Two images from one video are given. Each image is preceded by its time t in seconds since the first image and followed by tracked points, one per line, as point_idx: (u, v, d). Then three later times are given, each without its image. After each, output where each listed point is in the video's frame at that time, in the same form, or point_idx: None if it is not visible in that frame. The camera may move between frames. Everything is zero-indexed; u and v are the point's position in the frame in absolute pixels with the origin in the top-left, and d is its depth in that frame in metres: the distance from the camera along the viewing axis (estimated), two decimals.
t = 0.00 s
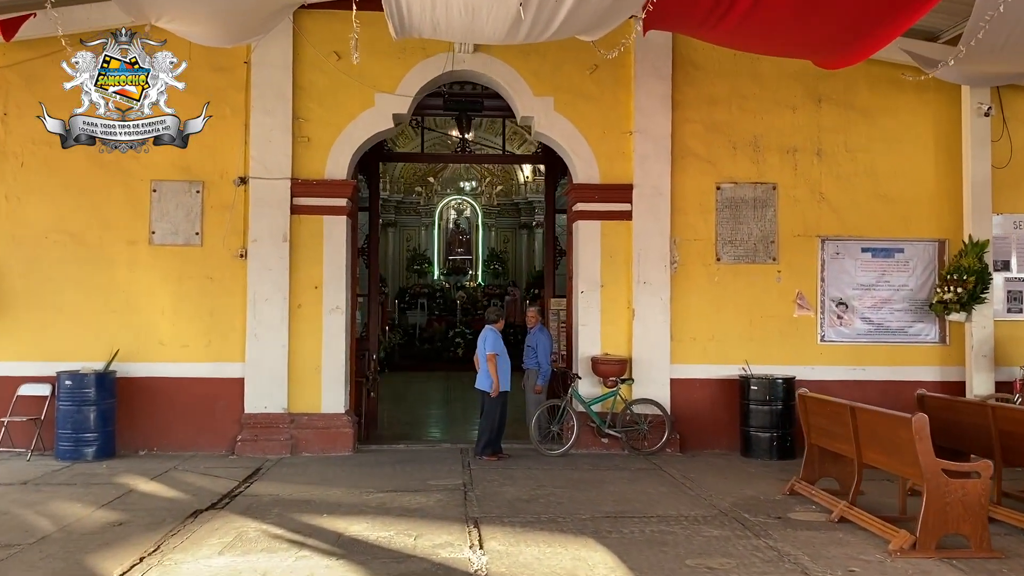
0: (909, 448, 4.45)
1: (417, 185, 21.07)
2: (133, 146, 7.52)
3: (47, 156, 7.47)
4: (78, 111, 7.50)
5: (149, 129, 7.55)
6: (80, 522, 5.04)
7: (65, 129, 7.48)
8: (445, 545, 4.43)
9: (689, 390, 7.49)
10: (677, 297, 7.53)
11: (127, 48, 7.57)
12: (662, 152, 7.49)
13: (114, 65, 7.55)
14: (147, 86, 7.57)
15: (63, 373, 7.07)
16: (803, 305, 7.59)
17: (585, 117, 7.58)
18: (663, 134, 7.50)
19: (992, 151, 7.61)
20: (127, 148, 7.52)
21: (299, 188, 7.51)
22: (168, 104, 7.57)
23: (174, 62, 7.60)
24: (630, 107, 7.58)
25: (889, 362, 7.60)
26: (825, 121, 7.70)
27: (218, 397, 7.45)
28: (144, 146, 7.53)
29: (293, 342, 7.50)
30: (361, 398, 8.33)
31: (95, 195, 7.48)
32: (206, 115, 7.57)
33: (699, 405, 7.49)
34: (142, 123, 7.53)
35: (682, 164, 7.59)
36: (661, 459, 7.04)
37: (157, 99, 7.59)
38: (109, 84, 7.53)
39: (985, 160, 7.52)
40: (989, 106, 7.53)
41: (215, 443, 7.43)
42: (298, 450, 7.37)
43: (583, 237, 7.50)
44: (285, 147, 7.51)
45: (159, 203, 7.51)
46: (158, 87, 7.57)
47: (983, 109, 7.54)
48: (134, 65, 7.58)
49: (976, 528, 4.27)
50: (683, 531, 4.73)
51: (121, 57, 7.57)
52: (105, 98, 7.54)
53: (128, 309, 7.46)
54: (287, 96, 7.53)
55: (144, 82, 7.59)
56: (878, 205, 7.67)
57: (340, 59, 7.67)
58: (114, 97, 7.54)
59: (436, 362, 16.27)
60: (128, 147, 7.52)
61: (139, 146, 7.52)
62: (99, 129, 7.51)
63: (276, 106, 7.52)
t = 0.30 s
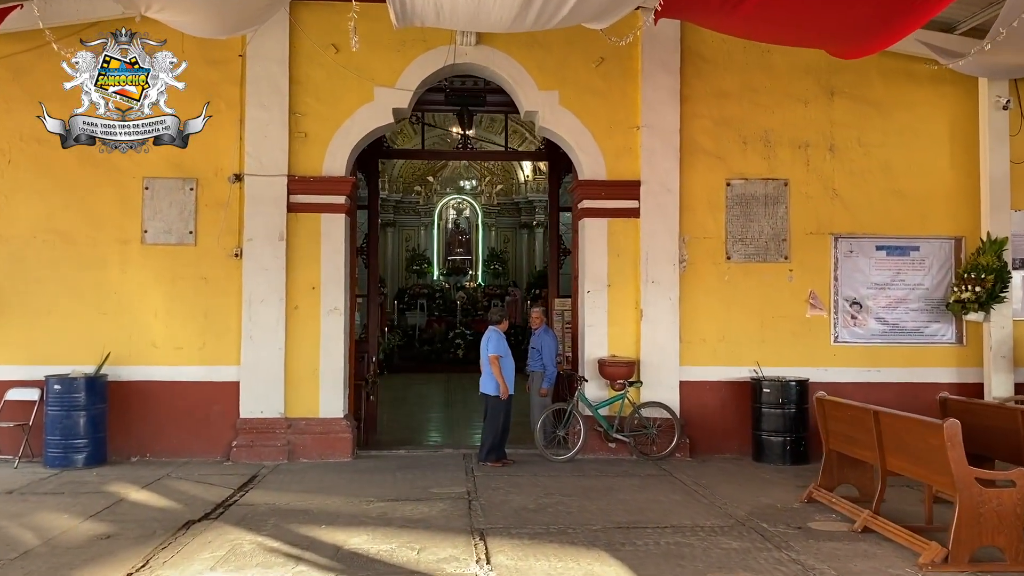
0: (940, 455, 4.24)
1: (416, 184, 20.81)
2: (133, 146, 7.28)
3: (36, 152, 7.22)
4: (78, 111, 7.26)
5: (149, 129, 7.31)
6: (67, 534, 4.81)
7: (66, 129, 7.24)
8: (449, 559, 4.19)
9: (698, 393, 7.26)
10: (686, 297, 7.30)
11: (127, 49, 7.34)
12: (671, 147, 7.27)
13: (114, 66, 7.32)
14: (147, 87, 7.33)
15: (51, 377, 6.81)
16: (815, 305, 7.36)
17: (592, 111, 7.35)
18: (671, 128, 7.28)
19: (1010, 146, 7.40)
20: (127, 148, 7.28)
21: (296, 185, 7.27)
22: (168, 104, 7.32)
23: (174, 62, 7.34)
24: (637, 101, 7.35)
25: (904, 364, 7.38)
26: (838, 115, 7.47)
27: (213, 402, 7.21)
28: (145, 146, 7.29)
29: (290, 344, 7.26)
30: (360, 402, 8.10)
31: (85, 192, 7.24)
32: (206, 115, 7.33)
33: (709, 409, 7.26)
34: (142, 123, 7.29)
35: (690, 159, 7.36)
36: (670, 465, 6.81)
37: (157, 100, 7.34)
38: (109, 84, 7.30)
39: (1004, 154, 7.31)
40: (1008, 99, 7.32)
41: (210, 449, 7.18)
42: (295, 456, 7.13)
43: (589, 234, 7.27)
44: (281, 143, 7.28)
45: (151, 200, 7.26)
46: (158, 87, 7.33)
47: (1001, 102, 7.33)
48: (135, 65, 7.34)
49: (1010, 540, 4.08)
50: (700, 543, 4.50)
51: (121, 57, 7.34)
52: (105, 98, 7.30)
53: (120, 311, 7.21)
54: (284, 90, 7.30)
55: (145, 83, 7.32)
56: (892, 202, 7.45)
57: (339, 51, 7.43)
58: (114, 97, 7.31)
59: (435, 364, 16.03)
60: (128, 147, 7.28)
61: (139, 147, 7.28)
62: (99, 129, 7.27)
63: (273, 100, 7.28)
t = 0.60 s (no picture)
0: (974, 459, 4.00)
1: (416, 183, 20.66)
2: (134, 147, 7.03)
3: (23, 146, 6.95)
4: (78, 110, 7.01)
5: (149, 130, 7.05)
6: (47, 544, 4.55)
7: (65, 129, 6.99)
8: (453, 572, 3.94)
9: (709, 394, 7.01)
10: (696, 295, 7.05)
11: (128, 49, 7.07)
12: (680, 139, 7.02)
13: (114, 66, 7.06)
14: (148, 87, 7.07)
15: (37, 379, 6.55)
16: (830, 303, 7.11)
17: (599, 103, 7.10)
18: (681, 120, 7.03)
19: None
20: (127, 148, 7.03)
21: (292, 179, 7.02)
22: (169, 104, 7.07)
23: (174, 62, 7.08)
24: (645, 92, 7.10)
25: (922, 363, 7.13)
26: (853, 106, 7.23)
27: (205, 403, 6.95)
28: (145, 146, 7.03)
29: (285, 344, 7.00)
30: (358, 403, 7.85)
31: (74, 188, 6.98)
32: (206, 114, 7.08)
33: (720, 410, 7.01)
34: (142, 123, 7.04)
35: (700, 151, 7.11)
36: (680, 468, 6.56)
37: (157, 100, 7.08)
38: (109, 84, 7.04)
39: None
40: None
41: (203, 452, 6.93)
42: (291, 460, 6.86)
43: (595, 229, 7.02)
44: (276, 135, 7.02)
45: (141, 195, 7.00)
46: (158, 87, 7.07)
47: (1022, 91, 7.10)
48: (136, 65, 7.07)
49: None
50: (718, 554, 4.25)
51: (121, 57, 7.07)
52: (105, 98, 7.05)
53: (109, 311, 6.95)
54: (279, 81, 7.04)
55: (145, 83, 7.06)
56: (909, 195, 7.20)
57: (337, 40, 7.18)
58: (114, 97, 7.05)
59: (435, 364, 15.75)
60: (128, 147, 7.03)
61: (139, 147, 7.03)
62: (99, 129, 7.01)
63: (268, 90, 7.03)
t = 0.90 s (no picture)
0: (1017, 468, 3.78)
1: (419, 182, 20.35)
2: (134, 147, 6.82)
3: (16, 143, 6.74)
4: (78, 110, 6.80)
5: (149, 129, 6.84)
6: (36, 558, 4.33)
7: (65, 129, 6.78)
8: None
9: (724, 396, 6.77)
10: (710, 294, 6.82)
11: (127, 49, 6.87)
12: (693, 133, 6.80)
13: (114, 66, 6.85)
14: (148, 87, 6.86)
15: (29, 382, 6.32)
16: (849, 302, 6.87)
17: (611, 97, 6.87)
18: (694, 113, 6.80)
19: None
20: (127, 148, 6.82)
21: (292, 176, 6.80)
22: (169, 103, 6.86)
23: (174, 62, 6.86)
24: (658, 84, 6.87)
25: (943, 364, 6.89)
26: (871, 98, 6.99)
27: (204, 407, 6.74)
28: (144, 146, 6.82)
29: (286, 346, 6.78)
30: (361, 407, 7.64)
31: (69, 185, 6.77)
32: (206, 114, 6.86)
33: (735, 414, 6.78)
34: (142, 123, 6.83)
35: (714, 146, 6.88)
36: (695, 474, 6.33)
37: (157, 100, 6.87)
38: (109, 84, 6.84)
39: None
40: None
41: (202, 458, 6.71)
42: (292, 466, 6.64)
43: (606, 227, 6.79)
44: (276, 131, 6.80)
45: (138, 192, 6.79)
46: (158, 87, 6.86)
47: None
48: (137, 65, 6.85)
49: None
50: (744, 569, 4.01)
51: (121, 57, 6.86)
52: (105, 98, 6.84)
53: (105, 312, 6.74)
54: (280, 74, 6.83)
55: (145, 83, 6.85)
56: (930, 191, 6.96)
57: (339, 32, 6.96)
58: (114, 97, 6.85)
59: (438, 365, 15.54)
60: (128, 147, 6.82)
61: (139, 147, 6.82)
62: (99, 129, 6.81)
63: (267, 83, 6.81)
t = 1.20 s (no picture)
0: None
1: (425, 182, 20.21)
2: (134, 147, 6.61)
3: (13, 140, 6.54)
4: (78, 110, 6.59)
5: (149, 129, 6.62)
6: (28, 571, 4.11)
7: (65, 129, 6.58)
8: None
9: (744, 400, 6.52)
10: (730, 293, 6.56)
11: (127, 49, 6.66)
12: (712, 127, 6.55)
13: (114, 65, 6.64)
14: (148, 87, 6.65)
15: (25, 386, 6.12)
16: (874, 302, 6.61)
17: (627, 90, 6.63)
18: (713, 106, 6.55)
19: None
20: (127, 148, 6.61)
21: (297, 172, 6.57)
22: (170, 103, 6.64)
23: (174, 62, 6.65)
24: (676, 77, 6.62)
25: (973, 366, 6.62)
26: (897, 89, 6.72)
27: (207, 412, 6.52)
28: (145, 146, 6.61)
29: (291, 348, 6.56)
30: (368, 410, 7.42)
31: (67, 184, 6.56)
32: (206, 114, 6.64)
33: (757, 418, 6.52)
34: (142, 123, 6.61)
35: (733, 140, 6.62)
36: (716, 481, 6.08)
37: (158, 100, 6.66)
38: (108, 84, 6.63)
39: None
40: None
41: (205, 465, 6.49)
42: (298, 472, 6.43)
43: (622, 224, 6.54)
44: (281, 126, 6.58)
45: (138, 190, 6.58)
46: (158, 87, 6.65)
47: None
48: (136, 65, 6.64)
49: None
50: None
51: (121, 57, 6.65)
52: (104, 99, 6.63)
53: (104, 314, 6.53)
54: (284, 67, 6.61)
55: (145, 83, 6.64)
56: (958, 185, 6.69)
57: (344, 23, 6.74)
58: (114, 98, 6.64)
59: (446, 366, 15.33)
60: (128, 147, 6.61)
61: (139, 147, 6.61)
62: (99, 129, 6.60)
63: (270, 77, 6.59)
